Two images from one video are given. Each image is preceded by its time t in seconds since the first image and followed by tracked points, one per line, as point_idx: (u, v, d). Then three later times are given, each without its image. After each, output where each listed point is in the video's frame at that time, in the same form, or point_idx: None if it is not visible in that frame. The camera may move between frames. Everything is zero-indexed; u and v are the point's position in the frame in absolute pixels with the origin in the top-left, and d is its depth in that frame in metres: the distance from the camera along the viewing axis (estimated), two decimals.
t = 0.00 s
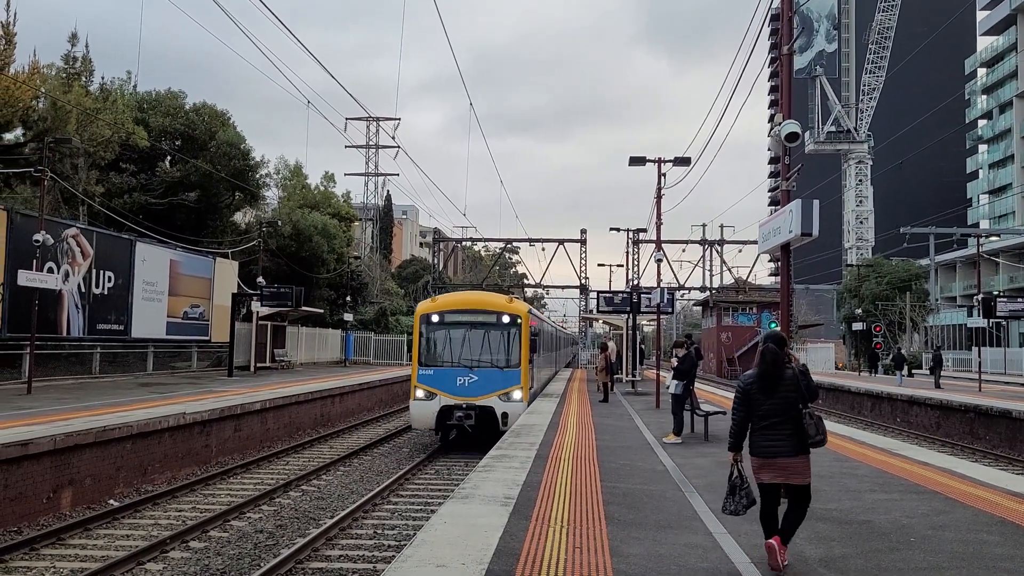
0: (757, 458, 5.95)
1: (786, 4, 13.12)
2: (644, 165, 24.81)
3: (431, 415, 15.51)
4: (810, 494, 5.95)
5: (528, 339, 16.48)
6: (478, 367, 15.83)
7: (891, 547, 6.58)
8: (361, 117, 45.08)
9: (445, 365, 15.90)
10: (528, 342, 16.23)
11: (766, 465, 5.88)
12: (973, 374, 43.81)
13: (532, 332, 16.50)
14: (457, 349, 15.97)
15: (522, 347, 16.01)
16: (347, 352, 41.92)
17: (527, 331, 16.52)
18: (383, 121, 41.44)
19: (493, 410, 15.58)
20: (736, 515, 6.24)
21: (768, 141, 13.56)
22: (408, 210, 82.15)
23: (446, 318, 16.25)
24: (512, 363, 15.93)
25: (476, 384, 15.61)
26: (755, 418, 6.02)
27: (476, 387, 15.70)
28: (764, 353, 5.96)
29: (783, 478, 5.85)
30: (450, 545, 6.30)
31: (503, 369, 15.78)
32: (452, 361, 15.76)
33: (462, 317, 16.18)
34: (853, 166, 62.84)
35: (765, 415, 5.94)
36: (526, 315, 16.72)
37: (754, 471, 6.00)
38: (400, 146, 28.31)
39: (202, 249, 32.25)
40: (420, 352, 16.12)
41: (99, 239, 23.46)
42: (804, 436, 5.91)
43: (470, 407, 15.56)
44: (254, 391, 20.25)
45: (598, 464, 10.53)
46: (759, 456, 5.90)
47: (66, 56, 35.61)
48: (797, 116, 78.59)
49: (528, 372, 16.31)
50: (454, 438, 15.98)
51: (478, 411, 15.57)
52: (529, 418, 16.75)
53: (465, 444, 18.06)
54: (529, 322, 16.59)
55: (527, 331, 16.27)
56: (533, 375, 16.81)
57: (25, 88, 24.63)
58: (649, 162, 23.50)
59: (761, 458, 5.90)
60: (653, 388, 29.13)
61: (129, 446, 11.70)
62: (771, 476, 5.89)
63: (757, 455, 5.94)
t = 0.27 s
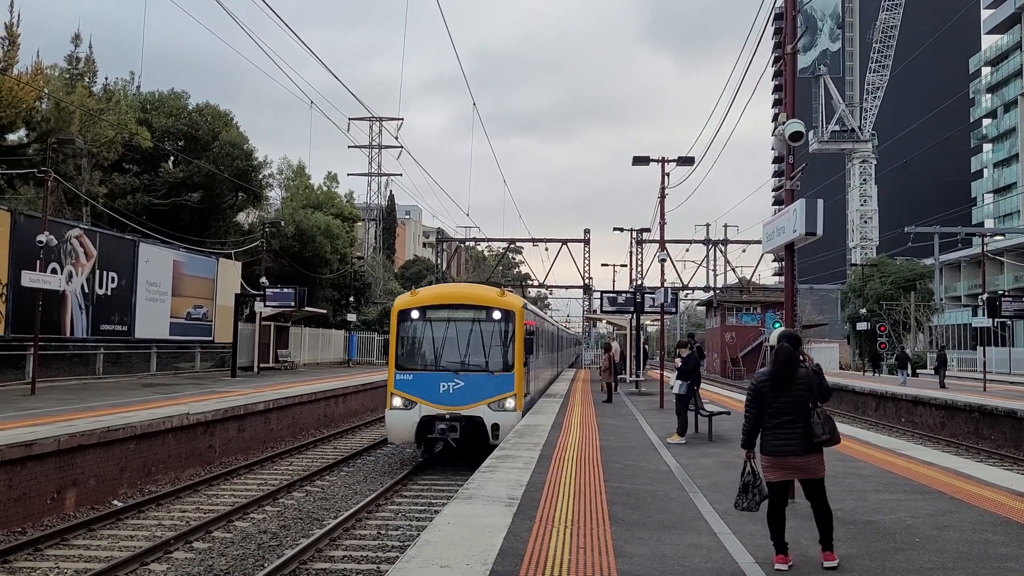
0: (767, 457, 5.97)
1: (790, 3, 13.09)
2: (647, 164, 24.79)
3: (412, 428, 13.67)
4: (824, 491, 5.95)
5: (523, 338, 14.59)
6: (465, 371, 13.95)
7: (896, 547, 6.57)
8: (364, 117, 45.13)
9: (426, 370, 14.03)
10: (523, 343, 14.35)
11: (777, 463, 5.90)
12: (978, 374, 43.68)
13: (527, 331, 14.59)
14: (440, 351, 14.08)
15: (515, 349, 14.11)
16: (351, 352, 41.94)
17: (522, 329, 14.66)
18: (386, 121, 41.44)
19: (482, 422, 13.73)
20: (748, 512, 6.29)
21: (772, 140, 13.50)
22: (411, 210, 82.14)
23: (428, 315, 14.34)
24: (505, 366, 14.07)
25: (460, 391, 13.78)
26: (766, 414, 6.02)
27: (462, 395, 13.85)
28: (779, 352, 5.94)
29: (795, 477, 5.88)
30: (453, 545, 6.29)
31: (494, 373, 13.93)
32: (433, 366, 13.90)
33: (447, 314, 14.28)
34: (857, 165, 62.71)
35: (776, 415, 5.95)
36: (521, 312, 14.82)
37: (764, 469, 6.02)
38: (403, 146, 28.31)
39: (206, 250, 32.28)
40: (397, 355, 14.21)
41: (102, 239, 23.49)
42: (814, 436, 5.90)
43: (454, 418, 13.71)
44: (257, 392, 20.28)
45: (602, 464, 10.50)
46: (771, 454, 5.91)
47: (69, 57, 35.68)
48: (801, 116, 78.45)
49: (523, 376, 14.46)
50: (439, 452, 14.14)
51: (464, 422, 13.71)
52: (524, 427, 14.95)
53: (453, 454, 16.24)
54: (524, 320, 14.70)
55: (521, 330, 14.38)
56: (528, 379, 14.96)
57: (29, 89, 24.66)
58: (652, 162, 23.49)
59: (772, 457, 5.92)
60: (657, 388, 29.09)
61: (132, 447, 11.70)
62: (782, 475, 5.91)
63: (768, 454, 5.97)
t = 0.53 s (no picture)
0: (787, 456, 5.94)
1: (795, 2, 13.05)
2: (652, 164, 24.76)
3: (384, 443, 11.35)
4: (839, 489, 5.93)
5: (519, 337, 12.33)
6: (449, 376, 11.65)
7: (903, 547, 6.54)
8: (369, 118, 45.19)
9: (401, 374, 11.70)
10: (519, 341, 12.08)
11: (800, 464, 5.88)
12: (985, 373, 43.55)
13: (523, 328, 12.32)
14: (421, 352, 11.82)
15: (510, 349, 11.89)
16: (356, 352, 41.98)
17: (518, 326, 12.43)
18: (391, 122, 41.52)
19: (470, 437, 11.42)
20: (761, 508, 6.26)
21: (778, 139, 13.47)
22: (416, 211, 82.22)
23: (406, 307, 12.11)
24: (498, 370, 11.81)
25: (442, 400, 11.45)
26: (788, 414, 5.96)
27: (446, 406, 11.49)
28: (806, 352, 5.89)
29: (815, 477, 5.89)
30: (458, 546, 6.29)
31: (485, 378, 11.70)
32: (411, 370, 11.61)
33: (429, 306, 12.08)
34: (863, 164, 62.56)
35: (797, 414, 5.91)
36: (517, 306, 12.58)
37: (782, 467, 6.00)
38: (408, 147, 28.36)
39: (211, 251, 32.36)
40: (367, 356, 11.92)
41: (108, 240, 23.55)
42: (835, 435, 5.90)
43: (433, 431, 11.33)
44: (263, 392, 20.30)
45: (608, 464, 10.49)
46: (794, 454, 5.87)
47: (75, 59, 35.84)
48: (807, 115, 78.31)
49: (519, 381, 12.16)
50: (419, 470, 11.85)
51: (446, 437, 11.34)
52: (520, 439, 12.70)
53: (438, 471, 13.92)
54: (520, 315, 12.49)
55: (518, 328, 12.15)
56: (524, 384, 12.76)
57: (35, 90, 24.75)
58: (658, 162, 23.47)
59: (795, 457, 5.89)
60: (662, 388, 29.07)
61: (138, 448, 11.72)
62: (803, 474, 5.89)
63: (788, 452, 5.95)
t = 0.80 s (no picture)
0: (803, 454, 5.95)
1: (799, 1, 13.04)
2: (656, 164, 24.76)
3: (344, 464, 9.43)
4: (849, 488, 5.95)
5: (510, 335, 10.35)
6: (425, 384, 9.68)
7: (908, 547, 6.53)
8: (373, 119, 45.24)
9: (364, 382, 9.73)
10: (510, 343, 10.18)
11: (817, 463, 5.89)
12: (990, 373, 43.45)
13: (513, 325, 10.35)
14: (390, 355, 9.82)
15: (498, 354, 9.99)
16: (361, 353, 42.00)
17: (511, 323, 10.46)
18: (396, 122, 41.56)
19: (448, 458, 9.53)
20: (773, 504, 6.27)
21: (782, 139, 13.45)
22: (420, 211, 82.29)
23: (372, 299, 10.06)
24: (483, 377, 9.86)
25: (414, 412, 9.54)
26: (805, 413, 5.96)
27: (421, 421, 9.55)
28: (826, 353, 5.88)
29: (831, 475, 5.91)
30: (463, 546, 6.30)
31: (468, 387, 9.77)
32: (377, 376, 9.69)
33: (399, 298, 10.04)
34: (867, 164, 62.46)
35: (816, 414, 5.91)
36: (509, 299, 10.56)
37: (797, 465, 6.00)
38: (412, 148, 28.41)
39: (216, 252, 32.42)
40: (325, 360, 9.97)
41: (114, 241, 23.61)
42: (851, 435, 5.93)
43: (401, 452, 9.42)
44: (268, 392, 20.33)
45: (612, 464, 10.50)
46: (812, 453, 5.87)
47: (81, 61, 35.95)
48: (811, 114, 78.23)
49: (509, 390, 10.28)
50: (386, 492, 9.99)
51: (417, 458, 9.41)
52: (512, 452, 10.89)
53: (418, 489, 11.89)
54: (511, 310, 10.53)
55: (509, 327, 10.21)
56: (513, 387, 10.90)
57: (41, 92, 24.84)
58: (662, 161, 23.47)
59: (813, 456, 5.89)
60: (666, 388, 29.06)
61: (144, 448, 11.75)
62: (819, 473, 5.91)
63: (805, 451, 5.94)
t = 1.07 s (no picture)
0: (816, 455, 5.90)
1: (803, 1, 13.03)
2: (660, 164, 24.73)
3: (278, 498, 7.58)
4: (856, 489, 5.93)
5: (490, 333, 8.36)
6: (379, 396, 7.76)
7: (914, 548, 6.51)
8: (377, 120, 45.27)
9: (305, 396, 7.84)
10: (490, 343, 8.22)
11: (828, 464, 5.85)
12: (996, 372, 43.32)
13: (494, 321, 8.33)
14: (337, 360, 7.90)
15: (475, 357, 8.02)
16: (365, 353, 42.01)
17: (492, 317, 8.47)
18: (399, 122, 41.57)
19: (410, 490, 7.63)
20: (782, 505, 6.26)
21: (786, 138, 13.43)
22: (424, 211, 82.28)
23: (319, 289, 8.11)
24: (457, 387, 7.92)
25: (367, 433, 7.66)
26: (819, 415, 5.93)
27: (374, 444, 7.67)
28: (842, 355, 5.87)
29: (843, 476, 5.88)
30: (467, 546, 6.29)
31: (436, 399, 7.85)
32: (320, 387, 7.80)
33: (353, 288, 8.10)
34: (871, 163, 62.32)
35: (832, 415, 5.88)
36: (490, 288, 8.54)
37: (809, 467, 5.95)
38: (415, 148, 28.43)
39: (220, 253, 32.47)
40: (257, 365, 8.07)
41: (118, 242, 23.64)
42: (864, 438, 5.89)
43: (347, 485, 7.52)
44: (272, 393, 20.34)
45: (616, 465, 10.49)
46: (824, 454, 5.85)
47: (84, 62, 36.01)
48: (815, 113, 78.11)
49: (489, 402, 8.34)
50: (335, 531, 8.18)
51: (365, 493, 7.50)
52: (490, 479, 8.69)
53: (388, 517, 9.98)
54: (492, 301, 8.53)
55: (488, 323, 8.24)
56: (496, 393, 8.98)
57: (45, 94, 24.88)
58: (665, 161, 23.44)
59: (824, 457, 5.86)
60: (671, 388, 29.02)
61: (147, 449, 11.75)
62: (831, 474, 5.88)
63: (818, 453, 5.89)
